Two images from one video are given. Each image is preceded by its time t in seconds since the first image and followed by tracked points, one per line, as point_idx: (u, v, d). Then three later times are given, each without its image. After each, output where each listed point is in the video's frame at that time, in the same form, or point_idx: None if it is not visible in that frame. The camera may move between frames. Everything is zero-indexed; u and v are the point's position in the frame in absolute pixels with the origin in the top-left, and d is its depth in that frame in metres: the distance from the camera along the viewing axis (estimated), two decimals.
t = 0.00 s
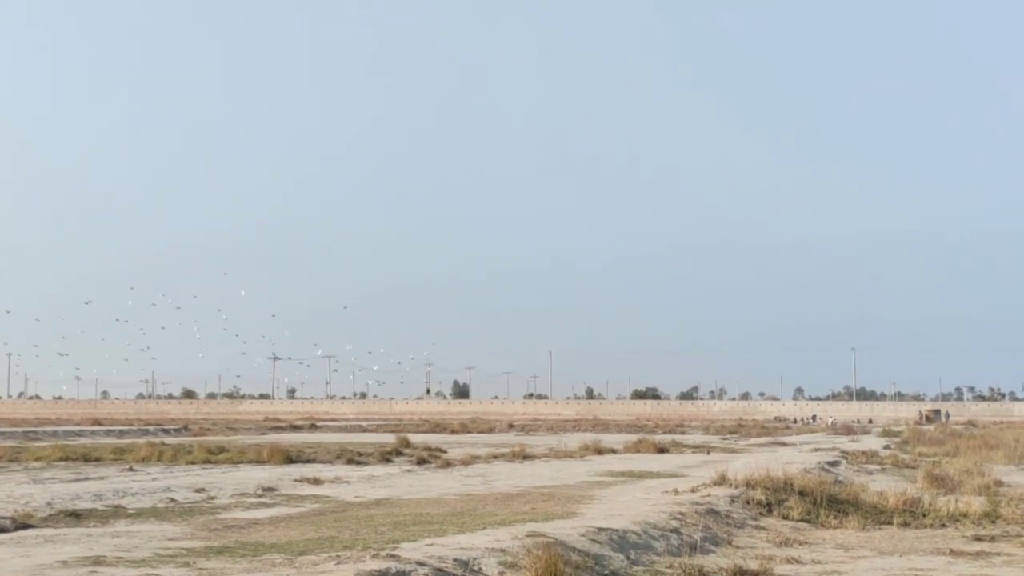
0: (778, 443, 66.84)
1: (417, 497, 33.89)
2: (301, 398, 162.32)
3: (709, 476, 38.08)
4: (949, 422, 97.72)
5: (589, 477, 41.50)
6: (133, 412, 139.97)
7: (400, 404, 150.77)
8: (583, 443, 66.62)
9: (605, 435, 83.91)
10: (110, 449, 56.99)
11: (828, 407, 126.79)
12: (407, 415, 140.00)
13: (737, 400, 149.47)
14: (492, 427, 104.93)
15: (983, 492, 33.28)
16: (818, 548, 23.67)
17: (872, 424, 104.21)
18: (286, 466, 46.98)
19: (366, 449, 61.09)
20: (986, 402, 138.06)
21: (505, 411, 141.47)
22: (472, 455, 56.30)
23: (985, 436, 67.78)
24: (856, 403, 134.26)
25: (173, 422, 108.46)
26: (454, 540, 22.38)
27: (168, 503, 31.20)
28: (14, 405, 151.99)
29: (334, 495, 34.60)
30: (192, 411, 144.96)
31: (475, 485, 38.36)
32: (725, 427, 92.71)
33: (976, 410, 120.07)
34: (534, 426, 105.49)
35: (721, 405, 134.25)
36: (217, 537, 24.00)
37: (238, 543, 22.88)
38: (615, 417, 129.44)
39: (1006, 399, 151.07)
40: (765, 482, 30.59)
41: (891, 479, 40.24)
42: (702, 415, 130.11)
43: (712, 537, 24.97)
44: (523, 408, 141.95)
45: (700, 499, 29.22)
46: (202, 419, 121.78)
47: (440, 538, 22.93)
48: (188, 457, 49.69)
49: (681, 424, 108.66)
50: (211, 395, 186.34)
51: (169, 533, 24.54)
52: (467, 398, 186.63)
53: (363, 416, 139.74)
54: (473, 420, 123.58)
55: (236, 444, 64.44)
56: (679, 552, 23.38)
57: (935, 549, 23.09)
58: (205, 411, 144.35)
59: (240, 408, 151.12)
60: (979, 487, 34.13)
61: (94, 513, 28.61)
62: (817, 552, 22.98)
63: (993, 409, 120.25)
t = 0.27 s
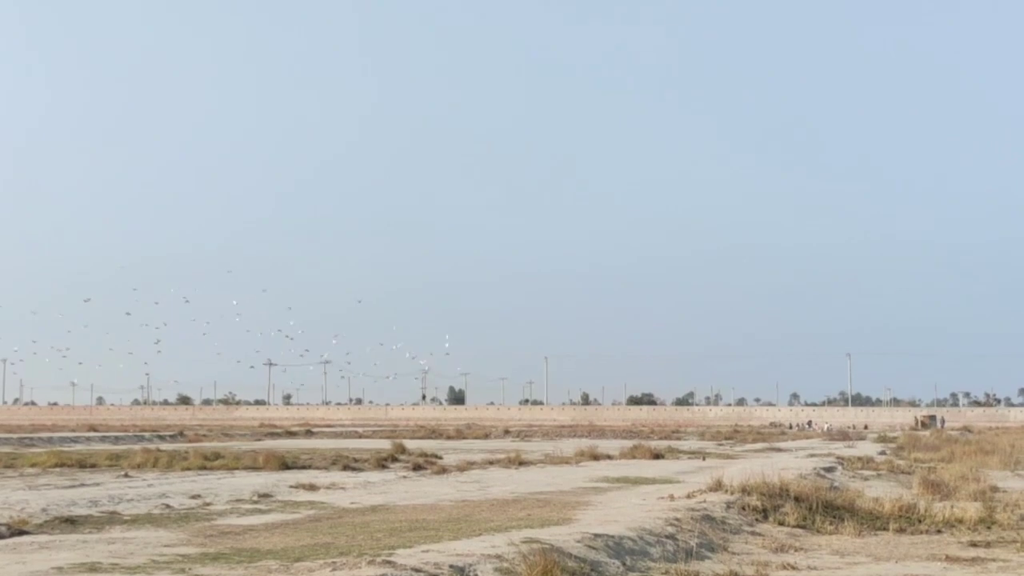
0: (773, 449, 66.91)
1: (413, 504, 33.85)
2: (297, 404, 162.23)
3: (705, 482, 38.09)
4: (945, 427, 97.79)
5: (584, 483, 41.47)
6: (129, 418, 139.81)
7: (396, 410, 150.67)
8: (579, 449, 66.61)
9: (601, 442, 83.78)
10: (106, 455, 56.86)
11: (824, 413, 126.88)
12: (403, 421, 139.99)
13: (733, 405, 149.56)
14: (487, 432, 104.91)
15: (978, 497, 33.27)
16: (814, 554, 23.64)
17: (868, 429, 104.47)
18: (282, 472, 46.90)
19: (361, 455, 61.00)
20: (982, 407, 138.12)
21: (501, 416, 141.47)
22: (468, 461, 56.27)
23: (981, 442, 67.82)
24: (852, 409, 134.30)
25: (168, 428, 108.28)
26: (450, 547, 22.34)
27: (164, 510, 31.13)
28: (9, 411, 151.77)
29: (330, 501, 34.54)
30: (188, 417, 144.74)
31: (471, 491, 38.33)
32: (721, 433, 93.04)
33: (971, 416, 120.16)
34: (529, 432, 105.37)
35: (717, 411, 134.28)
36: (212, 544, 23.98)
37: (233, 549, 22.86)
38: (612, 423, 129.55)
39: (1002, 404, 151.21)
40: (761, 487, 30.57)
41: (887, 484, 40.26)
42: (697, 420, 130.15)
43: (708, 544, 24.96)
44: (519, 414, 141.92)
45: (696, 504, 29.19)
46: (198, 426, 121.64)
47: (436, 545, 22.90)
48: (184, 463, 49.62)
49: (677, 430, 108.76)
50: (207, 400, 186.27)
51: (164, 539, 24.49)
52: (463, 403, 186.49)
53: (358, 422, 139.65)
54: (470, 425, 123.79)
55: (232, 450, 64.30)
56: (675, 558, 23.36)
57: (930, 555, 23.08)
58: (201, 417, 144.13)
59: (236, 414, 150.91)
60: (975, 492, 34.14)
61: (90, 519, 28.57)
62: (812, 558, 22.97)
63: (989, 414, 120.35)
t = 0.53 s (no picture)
0: (771, 456, 66.85)
1: (412, 511, 33.78)
2: (295, 412, 161.98)
3: (703, 489, 38.02)
4: (942, 435, 97.77)
5: (582, 490, 41.39)
6: (127, 426, 139.57)
7: (394, 417, 150.46)
8: (577, 456, 66.49)
9: (599, 449, 83.55)
10: (104, 462, 56.74)
11: (822, 421, 126.75)
12: (401, 428, 139.74)
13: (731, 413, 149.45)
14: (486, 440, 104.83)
15: (976, 505, 33.25)
16: (812, 561, 23.62)
17: (865, 437, 104.42)
18: (279, 480, 46.76)
19: (359, 462, 60.89)
20: (979, 415, 138.09)
21: (499, 424, 141.25)
22: (466, 469, 56.17)
23: (980, 449, 67.70)
24: (851, 416, 134.20)
25: (166, 436, 108.07)
26: (448, 554, 22.30)
27: (162, 517, 31.04)
28: (7, 418, 151.46)
29: (328, 509, 34.48)
30: (185, 424, 144.39)
31: (469, 499, 38.26)
32: (719, 441, 92.89)
33: (969, 423, 120.12)
34: (527, 439, 105.24)
35: (715, 418, 134.16)
36: (210, 551, 23.91)
37: (231, 557, 22.80)
38: (610, 430, 129.40)
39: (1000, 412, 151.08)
40: (759, 495, 30.54)
41: (884, 492, 40.23)
42: (696, 428, 130.03)
43: (706, 551, 24.93)
44: (517, 421, 141.74)
45: (694, 512, 29.15)
46: (196, 433, 121.51)
47: (434, 552, 22.85)
48: (181, 470, 49.50)
49: (675, 437, 108.70)
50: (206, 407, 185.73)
51: (162, 547, 24.42)
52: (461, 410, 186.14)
53: (357, 429, 139.44)
54: (467, 433, 123.64)
55: (229, 457, 64.14)
56: (673, 566, 23.34)
57: (928, 562, 23.05)
58: (198, 424, 143.80)
59: (233, 421, 150.46)
60: (973, 500, 34.11)
61: (87, 527, 28.48)
62: (810, 566, 22.95)
63: (987, 422, 120.24)
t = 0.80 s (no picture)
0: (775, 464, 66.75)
1: (414, 520, 33.77)
2: (298, 420, 161.89)
3: (706, 498, 37.99)
4: (945, 444, 97.61)
5: (585, 499, 41.34)
6: (130, 434, 139.52)
7: (396, 425, 150.33)
8: (580, 465, 66.41)
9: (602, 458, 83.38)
10: (106, 471, 56.70)
11: (825, 430, 126.56)
12: (403, 437, 139.61)
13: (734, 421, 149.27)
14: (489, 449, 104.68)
15: (980, 514, 33.18)
16: (816, 571, 23.57)
17: (869, 446, 104.24)
18: (282, 488, 46.71)
19: (362, 471, 60.87)
20: (983, 424, 137.85)
21: (502, 433, 141.14)
22: (469, 477, 56.12)
23: (983, 458, 67.55)
24: (854, 425, 134.00)
25: (169, 445, 107.94)
26: (451, 563, 22.28)
27: (164, 526, 31.04)
28: (10, 427, 151.48)
29: (330, 517, 34.47)
30: (188, 433, 144.28)
31: (472, 508, 38.23)
32: (722, 450, 92.72)
33: (973, 432, 119.85)
34: (530, 447, 105.18)
35: (718, 427, 133.99)
36: (213, 560, 23.92)
37: (235, 566, 22.82)
38: (613, 438, 129.30)
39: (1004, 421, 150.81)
40: (762, 504, 30.50)
41: (887, 501, 40.11)
42: (699, 437, 129.88)
43: (709, 560, 24.90)
44: (520, 430, 141.58)
45: (697, 521, 29.10)
46: (198, 442, 121.44)
47: (437, 561, 22.84)
48: (184, 479, 49.49)
49: (678, 446, 108.48)
50: (208, 416, 185.60)
51: (165, 556, 24.40)
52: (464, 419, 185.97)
53: (359, 438, 139.39)
54: (470, 441, 123.52)
55: (232, 466, 64.08)
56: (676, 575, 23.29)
57: (932, 571, 23.01)
58: (201, 433, 143.74)
59: (236, 429, 150.38)
60: (976, 509, 34.03)
61: (90, 535, 28.49)
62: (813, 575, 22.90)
63: (991, 431, 119.98)
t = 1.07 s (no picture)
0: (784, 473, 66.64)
1: (423, 528, 33.75)
2: (307, 429, 161.86)
3: (715, 507, 37.95)
4: (955, 452, 97.27)
5: (594, 508, 41.30)
6: (139, 442, 139.59)
7: (405, 434, 150.25)
8: (588, 473, 66.34)
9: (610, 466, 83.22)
10: (116, 479, 56.72)
11: (835, 438, 126.27)
12: (412, 445, 139.55)
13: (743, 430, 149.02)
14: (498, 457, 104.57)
15: (990, 523, 33.09)
16: None
17: (878, 454, 104.03)
18: (291, 497, 46.73)
19: (371, 479, 60.87)
20: (993, 433, 137.44)
21: (511, 441, 141.00)
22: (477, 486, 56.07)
23: (992, 467, 67.33)
24: (864, 433, 133.67)
25: (176, 453, 107.71)
26: (459, 572, 22.28)
27: (173, 535, 31.06)
28: (20, 435, 151.63)
29: (339, 526, 34.47)
30: (197, 441, 144.27)
31: (480, 516, 38.21)
32: (731, 458, 92.52)
33: (982, 441, 119.47)
34: (539, 455, 105.11)
35: (727, 435, 133.75)
36: (222, 568, 23.95)
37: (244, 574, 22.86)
38: (621, 447, 129.13)
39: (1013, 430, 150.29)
40: (771, 512, 30.43)
41: (897, 510, 39.99)
42: (708, 445, 129.66)
43: (718, 569, 24.85)
44: (528, 438, 141.45)
45: (706, 530, 29.06)
46: (207, 450, 121.37)
47: (446, 570, 22.84)
48: (193, 487, 49.49)
49: (687, 454, 108.30)
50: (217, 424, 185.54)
51: (173, 564, 24.44)
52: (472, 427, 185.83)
53: (368, 446, 139.38)
54: (479, 450, 123.36)
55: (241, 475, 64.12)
56: None
57: None
58: (210, 441, 143.71)
59: (245, 438, 150.39)
60: (986, 518, 33.93)
61: (99, 544, 28.52)
62: None
63: (1001, 440, 119.55)
